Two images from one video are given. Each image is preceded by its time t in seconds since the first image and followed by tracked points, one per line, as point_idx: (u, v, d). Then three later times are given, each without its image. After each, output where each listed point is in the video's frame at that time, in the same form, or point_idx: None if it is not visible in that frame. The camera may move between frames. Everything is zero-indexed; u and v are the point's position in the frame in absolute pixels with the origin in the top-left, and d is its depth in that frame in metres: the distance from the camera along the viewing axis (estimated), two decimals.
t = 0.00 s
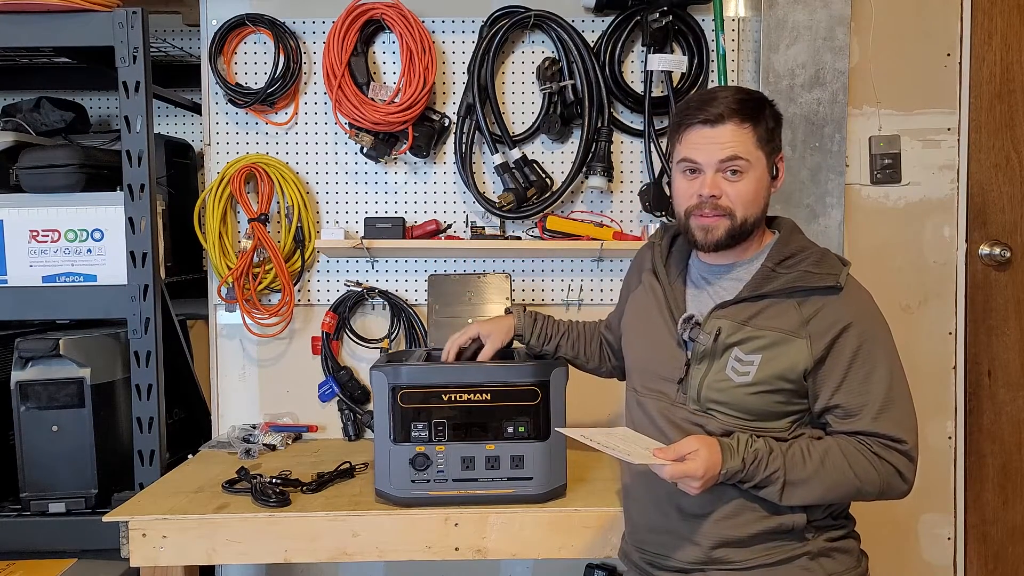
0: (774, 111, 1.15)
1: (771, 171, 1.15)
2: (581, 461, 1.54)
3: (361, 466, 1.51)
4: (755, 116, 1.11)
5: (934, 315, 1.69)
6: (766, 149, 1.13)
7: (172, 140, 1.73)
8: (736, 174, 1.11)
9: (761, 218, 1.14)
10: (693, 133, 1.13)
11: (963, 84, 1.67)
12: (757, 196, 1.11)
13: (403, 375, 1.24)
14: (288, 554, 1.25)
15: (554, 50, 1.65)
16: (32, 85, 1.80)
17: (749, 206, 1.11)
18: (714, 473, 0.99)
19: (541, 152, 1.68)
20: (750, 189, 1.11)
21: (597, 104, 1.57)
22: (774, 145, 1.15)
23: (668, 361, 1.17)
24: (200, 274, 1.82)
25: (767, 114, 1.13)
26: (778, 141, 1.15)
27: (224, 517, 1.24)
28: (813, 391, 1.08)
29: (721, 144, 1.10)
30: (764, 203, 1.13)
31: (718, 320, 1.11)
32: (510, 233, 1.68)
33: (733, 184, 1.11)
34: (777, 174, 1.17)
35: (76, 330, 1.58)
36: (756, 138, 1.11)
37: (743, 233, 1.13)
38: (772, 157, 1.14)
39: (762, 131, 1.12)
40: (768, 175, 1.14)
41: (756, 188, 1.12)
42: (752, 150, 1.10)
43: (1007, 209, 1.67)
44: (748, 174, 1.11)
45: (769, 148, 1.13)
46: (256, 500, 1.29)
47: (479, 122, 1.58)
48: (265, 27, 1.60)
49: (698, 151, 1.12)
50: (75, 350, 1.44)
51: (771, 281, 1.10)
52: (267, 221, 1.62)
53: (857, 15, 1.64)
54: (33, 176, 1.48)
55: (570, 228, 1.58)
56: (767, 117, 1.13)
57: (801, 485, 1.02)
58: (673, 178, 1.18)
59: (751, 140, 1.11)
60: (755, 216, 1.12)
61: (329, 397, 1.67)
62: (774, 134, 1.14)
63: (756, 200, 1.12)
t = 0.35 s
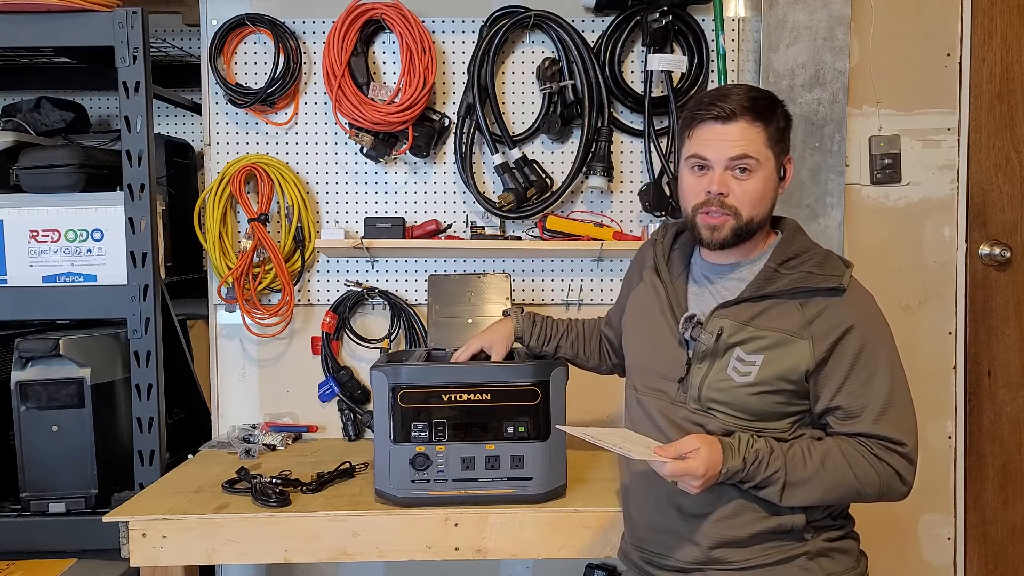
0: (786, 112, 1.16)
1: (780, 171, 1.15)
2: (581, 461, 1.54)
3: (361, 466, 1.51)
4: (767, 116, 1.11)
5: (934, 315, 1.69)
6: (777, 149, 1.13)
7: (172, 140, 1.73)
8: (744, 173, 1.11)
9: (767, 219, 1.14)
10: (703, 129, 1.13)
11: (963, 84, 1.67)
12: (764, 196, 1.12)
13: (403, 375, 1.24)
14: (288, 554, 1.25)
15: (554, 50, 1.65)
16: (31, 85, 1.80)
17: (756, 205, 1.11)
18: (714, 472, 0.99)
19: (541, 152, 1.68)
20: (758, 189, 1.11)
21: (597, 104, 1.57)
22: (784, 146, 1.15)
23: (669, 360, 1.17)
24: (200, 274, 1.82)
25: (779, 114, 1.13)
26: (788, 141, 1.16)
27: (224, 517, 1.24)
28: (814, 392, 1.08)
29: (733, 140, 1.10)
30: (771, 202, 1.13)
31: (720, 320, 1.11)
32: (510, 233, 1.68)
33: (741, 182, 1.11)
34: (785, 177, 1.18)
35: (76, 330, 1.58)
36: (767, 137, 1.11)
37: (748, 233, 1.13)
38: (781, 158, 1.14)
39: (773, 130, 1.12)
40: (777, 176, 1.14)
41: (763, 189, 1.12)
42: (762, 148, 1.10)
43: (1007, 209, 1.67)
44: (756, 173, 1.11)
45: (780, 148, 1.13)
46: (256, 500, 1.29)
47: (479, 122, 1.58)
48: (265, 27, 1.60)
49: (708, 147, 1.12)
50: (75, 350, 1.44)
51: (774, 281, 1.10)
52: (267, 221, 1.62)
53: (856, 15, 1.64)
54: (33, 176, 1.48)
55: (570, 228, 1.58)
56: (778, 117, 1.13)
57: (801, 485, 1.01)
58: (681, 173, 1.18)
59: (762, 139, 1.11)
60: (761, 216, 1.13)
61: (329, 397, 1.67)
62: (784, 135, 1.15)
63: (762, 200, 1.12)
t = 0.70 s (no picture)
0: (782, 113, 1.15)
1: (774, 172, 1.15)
2: (581, 461, 1.54)
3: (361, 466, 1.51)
4: (762, 115, 1.11)
5: (934, 315, 1.69)
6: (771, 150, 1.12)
7: (172, 140, 1.73)
8: (740, 173, 1.11)
9: (763, 219, 1.14)
10: (698, 129, 1.13)
11: (963, 84, 1.67)
12: (759, 197, 1.12)
13: (403, 375, 1.24)
14: (287, 555, 1.25)
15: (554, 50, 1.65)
16: (31, 85, 1.80)
17: (751, 206, 1.11)
18: (714, 471, 0.99)
19: (541, 152, 1.68)
20: (753, 189, 1.11)
21: (597, 104, 1.57)
22: (780, 146, 1.15)
23: (669, 359, 1.17)
24: (200, 274, 1.82)
25: (774, 114, 1.13)
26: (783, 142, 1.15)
27: (224, 517, 1.24)
28: (813, 392, 1.08)
29: (727, 140, 1.10)
30: (764, 203, 1.13)
31: (720, 320, 1.11)
32: (510, 233, 1.68)
33: (736, 182, 1.11)
34: (781, 177, 1.18)
35: (76, 330, 1.59)
36: (762, 137, 1.11)
37: (745, 233, 1.13)
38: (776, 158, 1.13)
39: (768, 131, 1.12)
40: (773, 176, 1.14)
41: (759, 188, 1.12)
42: (756, 148, 1.10)
43: (1007, 209, 1.67)
44: (750, 173, 1.11)
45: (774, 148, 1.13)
46: (256, 499, 1.29)
47: (479, 122, 1.58)
48: (265, 27, 1.60)
49: (702, 148, 1.12)
50: (75, 350, 1.44)
51: (774, 280, 1.10)
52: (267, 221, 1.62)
53: (856, 14, 1.64)
54: (33, 176, 1.48)
55: (570, 228, 1.58)
56: (773, 117, 1.13)
57: (800, 484, 1.02)
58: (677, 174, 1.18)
59: (757, 139, 1.10)
60: (757, 216, 1.13)
61: (329, 397, 1.67)
62: (780, 135, 1.15)
63: (756, 200, 1.11)
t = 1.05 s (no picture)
0: (738, 110, 1.11)
1: (731, 174, 1.11)
2: (581, 461, 1.54)
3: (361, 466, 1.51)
4: (698, 119, 1.11)
5: (934, 315, 1.69)
6: (715, 153, 1.11)
7: (172, 140, 1.73)
8: (679, 180, 1.14)
9: (717, 222, 1.13)
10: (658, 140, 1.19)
11: (963, 84, 1.67)
12: (703, 201, 1.13)
13: (403, 374, 1.24)
14: (287, 555, 1.25)
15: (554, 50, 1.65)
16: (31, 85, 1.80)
17: (694, 210, 1.13)
18: (706, 472, 1.00)
19: (541, 152, 1.68)
20: (694, 194, 1.13)
21: (597, 104, 1.57)
22: (734, 145, 1.11)
23: (670, 359, 1.17)
24: (200, 274, 1.82)
25: (715, 116, 1.11)
26: (743, 142, 1.11)
27: (224, 517, 1.24)
28: (813, 393, 1.07)
29: (664, 149, 1.15)
30: (715, 206, 1.12)
31: (719, 319, 1.11)
32: (510, 233, 1.68)
33: (677, 189, 1.15)
34: (745, 175, 1.11)
35: (77, 330, 1.59)
36: (696, 141, 1.11)
37: (695, 238, 1.16)
38: (724, 160, 1.11)
39: (708, 133, 1.11)
40: (724, 177, 1.11)
41: (702, 193, 1.12)
42: (691, 155, 1.12)
43: (1008, 209, 1.67)
44: (691, 179, 1.13)
45: (718, 151, 1.11)
46: (256, 499, 1.29)
47: (479, 122, 1.58)
48: (265, 27, 1.60)
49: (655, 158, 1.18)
50: (75, 350, 1.44)
51: (773, 281, 1.10)
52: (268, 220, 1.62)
53: (856, 15, 1.64)
54: (33, 176, 1.48)
55: (570, 228, 1.58)
56: (715, 117, 1.11)
57: (796, 485, 1.02)
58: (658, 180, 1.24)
59: (690, 144, 1.12)
60: (705, 220, 1.13)
61: (329, 397, 1.67)
62: (734, 134, 1.10)
63: (701, 204, 1.12)
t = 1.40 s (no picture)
0: (727, 116, 1.09)
1: (722, 182, 1.11)
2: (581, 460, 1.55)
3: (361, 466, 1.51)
4: (687, 128, 1.10)
5: (934, 315, 1.69)
6: (705, 162, 1.10)
7: (173, 140, 1.73)
8: (672, 190, 1.13)
9: (711, 230, 1.13)
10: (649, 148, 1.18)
11: (963, 84, 1.67)
12: (695, 211, 1.12)
13: (403, 374, 1.25)
14: (287, 554, 1.25)
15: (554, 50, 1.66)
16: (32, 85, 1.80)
17: (687, 220, 1.13)
18: (699, 484, 1.00)
19: (541, 152, 1.68)
20: (687, 203, 1.12)
21: (597, 104, 1.58)
22: (724, 153, 1.09)
23: (667, 363, 1.18)
24: (201, 274, 1.83)
25: (702, 125, 1.09)
26: (732, 149, 1.10)
27: (225, 516, 1.24)
28: (807, 402, 1.07)
29: (655, 160, 1.15)
30: (708, 215, 1.12)
31: (713, 326, 1.11)
32: (510, 233, 1.69)
33: (671, 199, 1.14)
34: (738, 182, 1.11)
35: (77, 330, 1.59)
36: (685, 151, 1.10)
37: (691, 246, 1.16)
38: (715, 168, 1.10)
39: (698, 142, 1.10)
40: (716, 186, 1.11)
41: (695, 202, 1.12)
42: (681, 165, 1.11)
43: (1006, 209, 1.68)
44: (683, 189, 1.12)
45: (708, 159, 1.10)
46: (256, 499, 1.29)
47: (479, 122, 1.58)
48: (265, 28, 1.61)
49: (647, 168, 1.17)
50: (75, 350, 1.44)
51: (768, 287, 1.10)
52: (268, 221, 1.62)
53: (856, 15, 1.65)
54: (34, 176, 1.48)
55: (570, 228, 1.59)
56: (703, 126, 1.09)
57: (791, 496, 1.02)
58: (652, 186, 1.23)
59: (680, 154, 1.11)
60: (700, 229, 1.13)
61: (329, 397, 1.67)
62: (724, 141, 1.09)
63: (694, 214, 1.12)
